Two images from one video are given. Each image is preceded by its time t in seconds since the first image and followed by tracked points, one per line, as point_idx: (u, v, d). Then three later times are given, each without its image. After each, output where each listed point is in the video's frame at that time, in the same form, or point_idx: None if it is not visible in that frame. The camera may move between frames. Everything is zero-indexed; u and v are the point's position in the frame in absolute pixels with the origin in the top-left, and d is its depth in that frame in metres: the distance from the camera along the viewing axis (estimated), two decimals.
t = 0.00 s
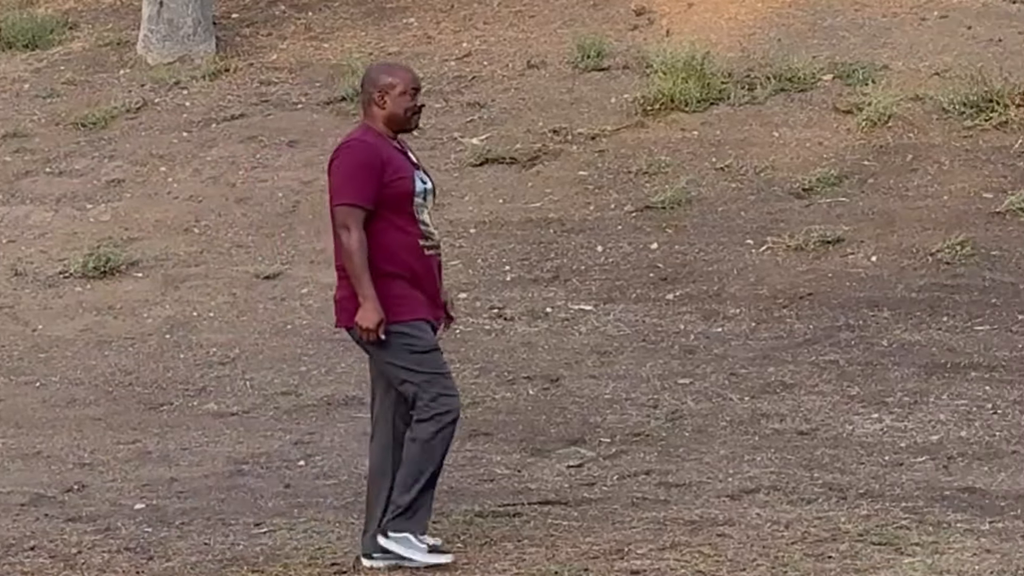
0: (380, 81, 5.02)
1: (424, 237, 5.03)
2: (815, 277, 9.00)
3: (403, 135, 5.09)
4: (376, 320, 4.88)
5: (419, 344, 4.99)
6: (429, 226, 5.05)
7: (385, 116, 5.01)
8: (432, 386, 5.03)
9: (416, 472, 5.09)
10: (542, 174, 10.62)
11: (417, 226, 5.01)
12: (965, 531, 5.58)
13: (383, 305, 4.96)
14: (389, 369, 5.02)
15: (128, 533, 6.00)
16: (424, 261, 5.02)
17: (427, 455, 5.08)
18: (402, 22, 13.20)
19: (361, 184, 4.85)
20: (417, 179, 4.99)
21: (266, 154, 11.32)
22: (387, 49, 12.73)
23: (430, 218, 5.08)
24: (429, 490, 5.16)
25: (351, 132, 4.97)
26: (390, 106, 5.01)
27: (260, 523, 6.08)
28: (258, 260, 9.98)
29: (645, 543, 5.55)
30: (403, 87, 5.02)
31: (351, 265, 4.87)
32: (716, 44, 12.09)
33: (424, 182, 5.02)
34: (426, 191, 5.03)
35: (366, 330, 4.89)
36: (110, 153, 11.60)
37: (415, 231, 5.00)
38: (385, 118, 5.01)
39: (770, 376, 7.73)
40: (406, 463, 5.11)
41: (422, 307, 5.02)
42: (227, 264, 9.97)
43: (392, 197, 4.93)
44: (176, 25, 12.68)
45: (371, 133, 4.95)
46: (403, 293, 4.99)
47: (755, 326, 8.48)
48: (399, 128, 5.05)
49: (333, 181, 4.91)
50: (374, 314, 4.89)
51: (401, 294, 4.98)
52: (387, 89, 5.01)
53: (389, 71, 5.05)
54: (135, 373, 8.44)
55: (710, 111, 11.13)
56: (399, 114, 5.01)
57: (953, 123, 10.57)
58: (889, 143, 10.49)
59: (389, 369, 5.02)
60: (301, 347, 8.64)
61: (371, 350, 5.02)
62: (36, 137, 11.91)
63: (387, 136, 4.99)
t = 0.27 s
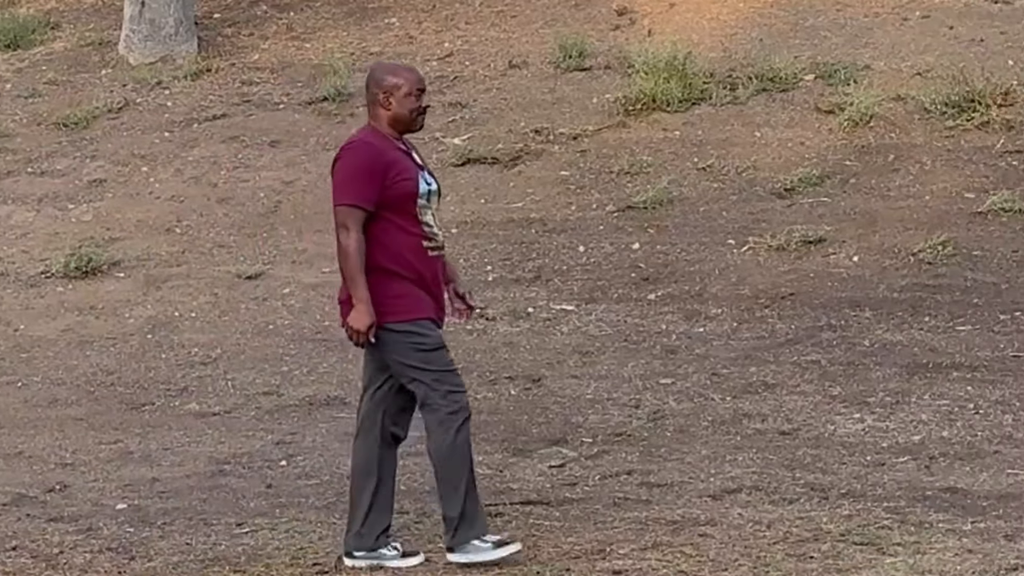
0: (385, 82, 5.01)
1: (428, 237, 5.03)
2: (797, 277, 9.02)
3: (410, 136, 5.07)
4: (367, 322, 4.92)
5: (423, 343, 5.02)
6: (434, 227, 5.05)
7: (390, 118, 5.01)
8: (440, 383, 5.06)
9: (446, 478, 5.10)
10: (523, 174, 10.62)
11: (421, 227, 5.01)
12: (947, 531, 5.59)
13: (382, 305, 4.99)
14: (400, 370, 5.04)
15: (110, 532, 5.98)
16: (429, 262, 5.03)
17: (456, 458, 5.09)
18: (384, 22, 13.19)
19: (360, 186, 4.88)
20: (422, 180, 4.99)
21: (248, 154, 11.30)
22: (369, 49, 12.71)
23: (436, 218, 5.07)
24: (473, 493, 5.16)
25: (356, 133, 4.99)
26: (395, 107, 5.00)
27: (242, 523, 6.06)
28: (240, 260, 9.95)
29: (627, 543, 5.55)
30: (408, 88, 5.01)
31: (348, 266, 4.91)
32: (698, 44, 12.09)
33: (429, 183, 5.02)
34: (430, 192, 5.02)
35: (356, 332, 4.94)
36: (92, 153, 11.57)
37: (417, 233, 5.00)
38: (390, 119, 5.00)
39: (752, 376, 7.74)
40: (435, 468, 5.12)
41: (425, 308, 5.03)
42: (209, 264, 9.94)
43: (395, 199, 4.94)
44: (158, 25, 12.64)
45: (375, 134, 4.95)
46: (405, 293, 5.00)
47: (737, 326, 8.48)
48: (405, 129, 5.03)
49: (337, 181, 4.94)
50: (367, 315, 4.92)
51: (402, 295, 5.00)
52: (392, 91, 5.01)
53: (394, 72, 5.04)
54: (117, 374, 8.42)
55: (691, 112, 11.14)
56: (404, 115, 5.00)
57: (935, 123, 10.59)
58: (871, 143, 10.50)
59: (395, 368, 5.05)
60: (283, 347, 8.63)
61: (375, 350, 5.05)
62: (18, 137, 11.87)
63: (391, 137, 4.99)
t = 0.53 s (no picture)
0: (392, 85, 4.98)
1: (431, 243, 4.99)
2: (779, 277, 9.03)
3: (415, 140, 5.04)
4: (365, 327, 4.85)
5: (425, 346, 4.99)
6: (438, 233, 5.02)
7: (395, 122, 4.97)
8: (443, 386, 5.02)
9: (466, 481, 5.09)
10: (505, 174, 10.62)
11: (425, 233, 4.98)
12: (928, 531, 5.60)
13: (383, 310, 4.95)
14: (403, 376, 5.01)
15: (91, 533, 5.96)
16: (432, 268, 4.99)
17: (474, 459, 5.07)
18: (366, 22, 13.17)
19: (364, 191, 4.83)
20: (427, 186, 4.96)
21: (230, 154, 11.28)
22: (351, 50, 12.70)
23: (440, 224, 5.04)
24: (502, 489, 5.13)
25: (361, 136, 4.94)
26: (401, 111, 4.97)
27: (224, 523, 6.05)
28: (222, 260, 9.93)
29: (609, 543, 5.55)
30: (415, 93, 4.98)
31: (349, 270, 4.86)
32: (680, 44, 12.10)
33: (434, 188, 4.98)
34: (435, 197, 4.99)
35: (352, 337, 4.86)
36: (74, 153, 11.54)
37: (421, 238, 4.97)
38: (395, 123, 4.97)
39: (734, 376, 7.75)
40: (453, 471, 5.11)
41: (428, 313, 5.00)
42: (191, 264, 9.92)
43: (399, 204, 4.90)
44: (139, 26, 12.61)
45: (380, 139, 4.91)
46: (407, 299, 4.97)
47: (718, 326, 8.49)
48: (411, 133, 5.00)
49: (340, 185, 4.89)
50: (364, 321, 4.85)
51: (404, 300, 4.96)
52: (398, 94, 4.97)
53: (400, 76, 5.00)
54: (99, 374, 8.39)
55: (673, 112, 11.15)
56: (410, 120, 4.96)
57: (917, 123, 10.61)
58: (852, 143, 10.52)
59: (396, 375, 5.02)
60: (265, 347, 8.61)
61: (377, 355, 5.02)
62: None
63: (397, 141, 4.95)
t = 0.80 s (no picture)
0: (398, 90, 4.95)
1: (439, 248, 4.98)
2: (760, 277, 9.04)
3: (421, 145, 5.02)
4: (368, 333, 4.82)
5: (433, 350, 4.97)
6: (445, 237, 5.00)
7: (402, 126, 4.95)
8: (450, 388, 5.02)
9: (475, 483, 5.09)
10: (487, 174, 10.62)
11: (432, 238, 4.96)
12: (910, 531, 5.61)
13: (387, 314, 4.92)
14: (411, 379, 5.00)
15: (73, 532, 5.94)
16: (438, 273, 4.97)
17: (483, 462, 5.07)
18: (348, 22, 13.16)
19: (371, 197, 4.80)
20: (434, 191, 4.93)
21: (211, 155, 11.26)
22: (333, 50, 12.69)
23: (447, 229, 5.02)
24: (512, 490, 5.13)
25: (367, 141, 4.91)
26: (407, 116, 4.94)
27: (206, 523, 6.03)
28: (204, 260, 9.91)
29: (591, 543, 5.55)
30: (421, 97, 4.95)
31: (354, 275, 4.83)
32: (662, 44, 12.11)
33: (441, 194, 4.96)
34: (442, 203, 4.97)
35: (355, 342, 4.83)
36: (55, 153, 11.50)
37: (428, 243, 4.94)
38: (402, 128, 4.94)
39: (716, 376, 7.75)
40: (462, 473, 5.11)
41: (433, 318, 4.97)
42: (173, 264, 9.90)
43: (406, 209, 4.87)
44: (122, 25, 12.58)
45: (387, 143, 4.88)
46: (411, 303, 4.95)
47: (700, 326, 8.50)
48: (416, 138, 4.97)
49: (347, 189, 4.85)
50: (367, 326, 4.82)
51: (408, 304, 4.94)
52: (404, 99, 4.95)
53: (407, 80, 4.98)
54: (81, 374, 8.36)
55: (655, 112, 11.16)
56: (416, 125, 4.94)
57: (899, 123, 10.63)
58: (834, 142, 10.53)
59: (402, 377, 5.01)
60: (247, 347, 8.60)
61: (383, 358, 5.00)
62: None
63: (404, 146, 4.92)
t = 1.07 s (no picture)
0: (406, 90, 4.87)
1: (449, 249, 4.91)
2: (743, 277, 9.05)
3: (427, 145, 4.95)
4: (376, 336, 4.76)
5: (446, 351, 4.92)
6: (454, 239, 4.93)
7: (410, 126, 4.87)
8: (461, 392, 4.97)
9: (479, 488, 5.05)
10: (470, 174, 10.62)
11: (442, 239, 4.88)
12: (893, 531, 5.62)
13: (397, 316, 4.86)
14: (423, 379, 4.94)
15: (56, 532, 5.92)
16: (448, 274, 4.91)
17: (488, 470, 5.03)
18: (331, 22, 13.15)
19: (381, 198, 4.71)
20: (443, 192, 4.86)
21: (194, 155, 11.24)
22: (316, 50, 12.68)
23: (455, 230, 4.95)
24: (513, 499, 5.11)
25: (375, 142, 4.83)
26: (415, 116, 4.87)
27: (189, 523, 6.02)
28: (187, 260, 9.89)
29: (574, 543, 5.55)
30: (428, 98, 4.88)
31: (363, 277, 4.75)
32: (645, 44, 12.11)
33: (450, 195, 4.89)
34: (451, 204, 4.89)
35: (365, 344, 4.77)
36: (38, 153, 11.47)
37: (438, 245, 4.87)
38: (409, 128, 4.87)
39: (699, 376, 7.76)
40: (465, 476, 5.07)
41: (443, 318, 4.90)
42: (156, 264, 9.88)
43: (416, 211, 4.79)
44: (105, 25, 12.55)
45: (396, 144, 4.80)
46: (422, 305, 4.88)
47: (683, 326, 8.50)
48: (423, 139, 4.90)
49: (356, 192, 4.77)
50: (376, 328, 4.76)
51: (419, 306, 4.87)
52: (412, 99, 4.87)
53: (414, 80, 4.91)
54: (63, 373, 8.34)
55: (638, 112, 11.17)
56: (424, 126, 4.87)
57: (882, 123, 10.64)
58: (817, 142, 10.55)
59: (411, 378, 4.96)
60: (230, 347, 8.58)
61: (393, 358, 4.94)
62: None
63: (412, 147, 4.85)
